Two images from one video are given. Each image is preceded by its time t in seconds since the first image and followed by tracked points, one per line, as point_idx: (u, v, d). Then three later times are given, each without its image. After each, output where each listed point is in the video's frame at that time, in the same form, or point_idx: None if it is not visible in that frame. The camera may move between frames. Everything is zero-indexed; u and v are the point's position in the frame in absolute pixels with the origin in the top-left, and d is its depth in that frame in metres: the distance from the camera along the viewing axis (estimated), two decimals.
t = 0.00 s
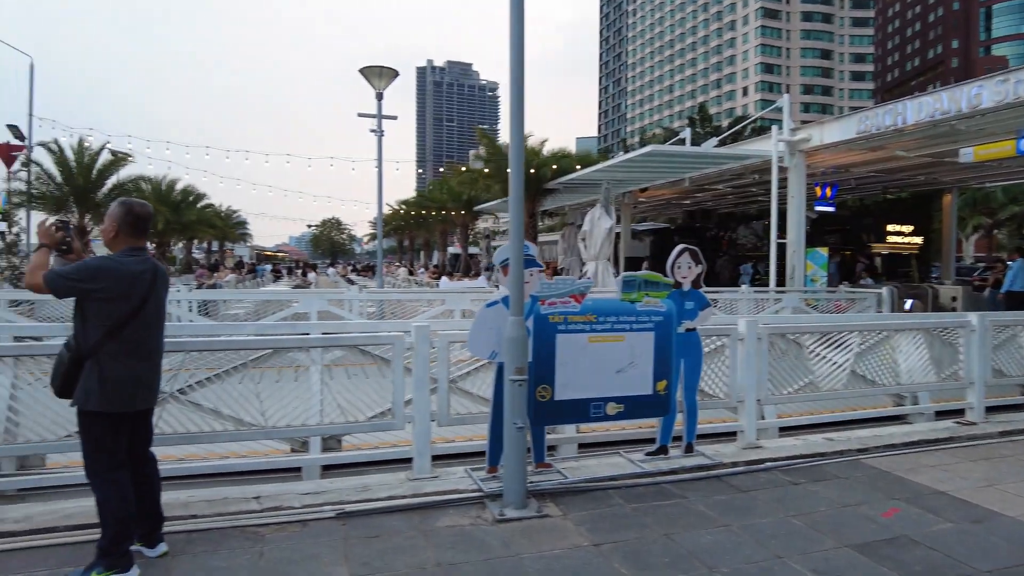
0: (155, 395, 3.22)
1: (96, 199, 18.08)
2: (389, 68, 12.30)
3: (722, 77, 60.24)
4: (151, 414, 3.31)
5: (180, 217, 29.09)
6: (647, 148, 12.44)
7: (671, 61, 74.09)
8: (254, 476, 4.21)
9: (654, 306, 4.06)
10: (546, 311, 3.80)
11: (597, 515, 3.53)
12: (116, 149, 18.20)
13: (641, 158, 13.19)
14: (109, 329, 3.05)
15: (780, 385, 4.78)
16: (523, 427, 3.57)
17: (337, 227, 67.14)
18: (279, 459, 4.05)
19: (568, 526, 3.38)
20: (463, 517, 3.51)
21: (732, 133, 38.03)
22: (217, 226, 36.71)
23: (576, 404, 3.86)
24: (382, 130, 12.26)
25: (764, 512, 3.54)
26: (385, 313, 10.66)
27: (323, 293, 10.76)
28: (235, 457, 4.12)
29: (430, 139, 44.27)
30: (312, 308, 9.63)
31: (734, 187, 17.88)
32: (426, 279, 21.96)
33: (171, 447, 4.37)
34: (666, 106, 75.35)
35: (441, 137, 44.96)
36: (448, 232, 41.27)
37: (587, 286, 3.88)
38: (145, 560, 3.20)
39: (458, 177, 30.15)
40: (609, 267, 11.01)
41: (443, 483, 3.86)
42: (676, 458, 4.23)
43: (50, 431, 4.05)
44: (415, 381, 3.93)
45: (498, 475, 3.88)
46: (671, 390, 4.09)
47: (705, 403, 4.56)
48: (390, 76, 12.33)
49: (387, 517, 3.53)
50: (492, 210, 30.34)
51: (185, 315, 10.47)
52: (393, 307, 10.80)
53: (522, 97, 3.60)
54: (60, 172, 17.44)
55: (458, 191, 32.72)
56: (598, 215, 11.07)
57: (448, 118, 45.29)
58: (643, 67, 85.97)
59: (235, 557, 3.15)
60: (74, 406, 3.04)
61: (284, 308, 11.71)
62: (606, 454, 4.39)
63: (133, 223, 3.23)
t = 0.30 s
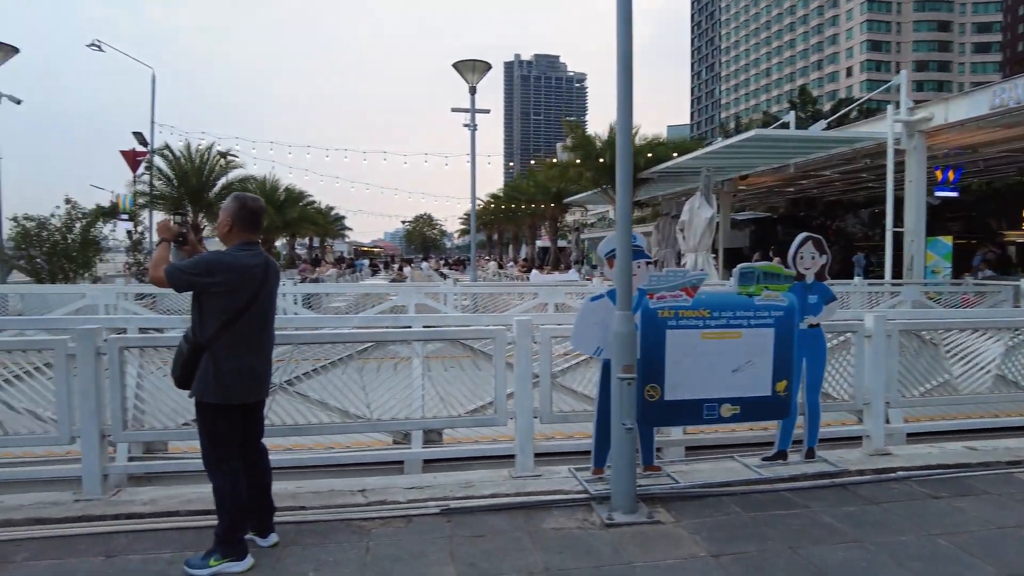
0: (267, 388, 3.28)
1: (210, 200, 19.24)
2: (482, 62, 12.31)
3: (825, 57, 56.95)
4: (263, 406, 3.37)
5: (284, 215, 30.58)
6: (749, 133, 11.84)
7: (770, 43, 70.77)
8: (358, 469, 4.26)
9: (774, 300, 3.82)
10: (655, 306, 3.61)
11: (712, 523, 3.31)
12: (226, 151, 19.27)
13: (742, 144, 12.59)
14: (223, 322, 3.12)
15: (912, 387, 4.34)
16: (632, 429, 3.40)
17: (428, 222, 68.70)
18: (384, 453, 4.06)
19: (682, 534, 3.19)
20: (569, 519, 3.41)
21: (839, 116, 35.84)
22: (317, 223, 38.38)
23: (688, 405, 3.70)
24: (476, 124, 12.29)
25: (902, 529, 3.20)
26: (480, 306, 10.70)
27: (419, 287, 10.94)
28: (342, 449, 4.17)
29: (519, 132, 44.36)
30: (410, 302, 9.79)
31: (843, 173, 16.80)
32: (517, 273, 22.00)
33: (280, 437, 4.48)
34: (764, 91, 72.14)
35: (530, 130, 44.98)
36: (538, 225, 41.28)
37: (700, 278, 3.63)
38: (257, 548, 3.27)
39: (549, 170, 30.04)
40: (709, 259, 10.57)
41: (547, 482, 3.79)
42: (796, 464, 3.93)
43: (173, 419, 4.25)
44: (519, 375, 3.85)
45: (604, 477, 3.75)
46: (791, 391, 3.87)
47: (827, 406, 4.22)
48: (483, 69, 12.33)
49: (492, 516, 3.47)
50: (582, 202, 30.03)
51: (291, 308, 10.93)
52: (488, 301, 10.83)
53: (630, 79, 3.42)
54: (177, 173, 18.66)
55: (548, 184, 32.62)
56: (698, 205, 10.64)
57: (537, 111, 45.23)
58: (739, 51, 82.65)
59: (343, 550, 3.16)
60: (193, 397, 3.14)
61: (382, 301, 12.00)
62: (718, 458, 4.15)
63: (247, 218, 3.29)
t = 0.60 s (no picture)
0: (384, 390, 3.26)
1: (327, 201, 20.18)
2: (590, 54, 12.07)
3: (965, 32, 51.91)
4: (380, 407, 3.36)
5: (396, 215, 31.65)
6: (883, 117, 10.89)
7: (899, 20, 65.51)
8: (470, 473, 4.20)
9: (931, 302, 3.38)
10: (792, 309, 3.34)
11: (858, 553, 2.96)
12: (342, 154, 20.11)
13: (873, 129, 11.61)
14: (342, 325, 3.12)
15: None
16: (767, 445, 3.16)
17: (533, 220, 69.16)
18: (496, 458, 3.97)
19: (823, 564, 2.87)
20: (694, 539, 3.20)
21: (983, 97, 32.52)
22: (426, 222, 39.48)
23: (827, 419, 3.37)
24: (583, 118, 12.08)
25: None
26: (588, 305, 10.50)
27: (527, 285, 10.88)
28: (454, 453, 4.11)
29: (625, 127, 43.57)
30: (518, 300, 9.74)
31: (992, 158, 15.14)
32: (624, 270, 21.55)
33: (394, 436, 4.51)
34: (892, 72, 66.83)
35: (636, 124, 44.07)
36: (644, 221, 40.39)
37: (843, 278, 3.33)
38: (373, 551, 3.27)
39: (656, 163, 29.25)
40: (837, 255, 9.81)
41: (668, 498, 3.66)
42: (956, 490, 3.47)
43: (292, 417, 4.37)
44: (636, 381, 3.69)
45: (732, 494, 3.57)
46: (950, 406, 3.40)
47: (994, 424, 3.70)
48: (591, 61, 12.10)
49: (610, 531, 3.31)
50: (691, 196, 29.02)
51: (403, 305, 11.20)
52: (597, 300, 10.60)
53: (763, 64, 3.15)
54: (297, 177, 19.71)
55: (655, 178, 31.78)
56: (826, 196, 9.87)
57: (643, 104, 44.23)
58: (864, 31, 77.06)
59: (457, 559, 3.08)
60: (312, 398, 3.16)
61: (490, 300, 12.06)
62: (861, 478, 3.74)
63: (364, 220, 3.28)
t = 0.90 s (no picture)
0: (481, 392, 3.18)
1: (425, 202, 20.61)
2: (692, 45, 11.63)
3: None
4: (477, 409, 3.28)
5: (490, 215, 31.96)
6: None
7: None
8: (567, 480, 4.06)
9: None
10: (930, 313, 2.98)
11: None
12: (439, 156, 20.48)
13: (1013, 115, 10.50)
14: (440, 324, 3.06)
15: None
16: (901, 465, 2.83)
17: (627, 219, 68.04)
18: (595, 467, 3.83)
19: None
20: (814, 566, 2.93)
21: None
22: (520, 222, 39.65)
23: (973, 439, 2.98)
24: (684, 112, 11.65)
25: None
26: (688, 307, 10.12)
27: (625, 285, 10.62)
28: (551, 460, 4.00)
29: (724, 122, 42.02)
30: (615, 301, 9.51)
31: None
32: (725, 270, 20.72)
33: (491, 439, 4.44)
34: None
35: (738, 118, 42.38)
36: (746, 220, 38.75)
37: (995, 279, 2.93)
38: (468, 557, 3.20)
39: (760, 158, 27.96)
40: (967, 256, 8.97)
41: (782, 517, 3.39)
42: None
43: (388, 416, 4.39)
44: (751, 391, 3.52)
45: (857, 518, 3.24)
46: None
47: None
48: (693, 52, 11.65)
49: (718, 551, 3.09)
50: (797, 192, 27.54)
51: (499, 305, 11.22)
52: (698, 302, 10.20)
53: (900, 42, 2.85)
54: (397, 179, 20.27)
55: (758, 174, 30.40)
56: (954, 189, 8.87)
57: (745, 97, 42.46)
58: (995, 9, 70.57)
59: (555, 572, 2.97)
60: (410, 399, 3.12)
61: (586, 300, 11.88)
62: (1010, 508, 3.32)
63: (462, 218, 3.21)
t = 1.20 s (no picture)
0: (558, 398, 3.01)
1: (499, 200, 20.61)
2: (779, 33, 11.06)
3: None
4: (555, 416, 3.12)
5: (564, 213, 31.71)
6: None
7: None
8: (648, 492, 3.84)
9: None
10: None
11: None
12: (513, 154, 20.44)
13: None
14: (516, 326, 2.91)
15: None
16: None
17: (705, 216, 66.18)
18: (680, 481, 3.59)
19: None
20: None
21: None
22: (594, 220, 39.18)
23: None
24: (770, 103, 11.10)
25: None
26: (774, 309, 9.62)
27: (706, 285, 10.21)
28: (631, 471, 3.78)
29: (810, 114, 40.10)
30: (696, 302, 9.14)
31: None
32: (811, 269, 19.72)
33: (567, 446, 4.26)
34: None
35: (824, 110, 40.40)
36: (833, 216, 36.88)
37: None
38: (545, 572, 3.04)
39: (849, 151, 26.50)
40: None
41: (891, 544, 3.06)
42: None
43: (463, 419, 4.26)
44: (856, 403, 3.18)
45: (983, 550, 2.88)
46: None
47: None
48: (780, 40, 11.08)
49: None
50: (891, 186, 25.94)
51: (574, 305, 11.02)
52: (785, 303, 9.68)
53: None
54: (471, 178, 20.35)
55: (848, 168, 28.84)
56: None
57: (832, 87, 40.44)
58: None
59: None
60: (484, 405, 2.98)
61: (664, 300, 11.51)
62: None
63: (539, 214, 3.04)
